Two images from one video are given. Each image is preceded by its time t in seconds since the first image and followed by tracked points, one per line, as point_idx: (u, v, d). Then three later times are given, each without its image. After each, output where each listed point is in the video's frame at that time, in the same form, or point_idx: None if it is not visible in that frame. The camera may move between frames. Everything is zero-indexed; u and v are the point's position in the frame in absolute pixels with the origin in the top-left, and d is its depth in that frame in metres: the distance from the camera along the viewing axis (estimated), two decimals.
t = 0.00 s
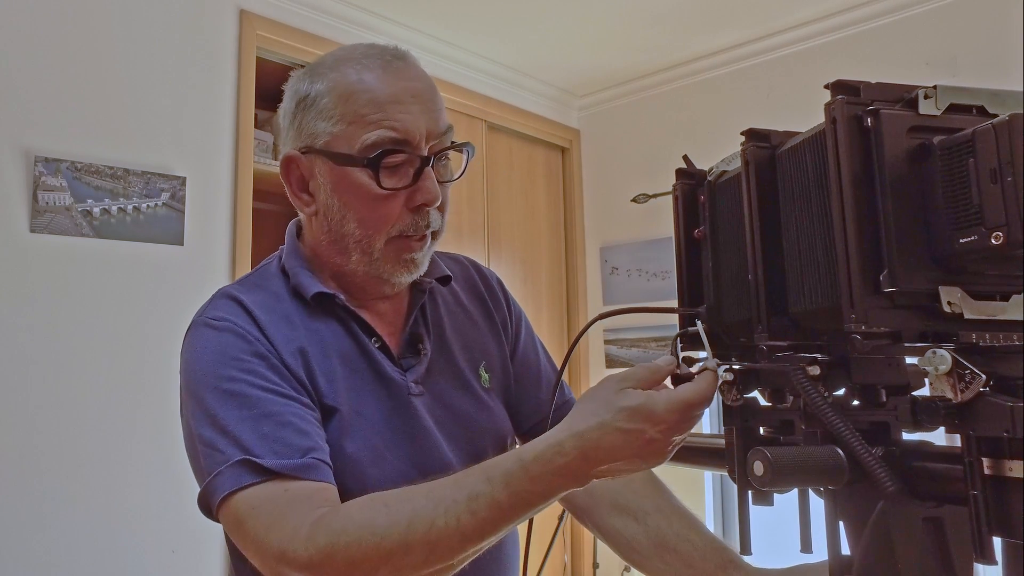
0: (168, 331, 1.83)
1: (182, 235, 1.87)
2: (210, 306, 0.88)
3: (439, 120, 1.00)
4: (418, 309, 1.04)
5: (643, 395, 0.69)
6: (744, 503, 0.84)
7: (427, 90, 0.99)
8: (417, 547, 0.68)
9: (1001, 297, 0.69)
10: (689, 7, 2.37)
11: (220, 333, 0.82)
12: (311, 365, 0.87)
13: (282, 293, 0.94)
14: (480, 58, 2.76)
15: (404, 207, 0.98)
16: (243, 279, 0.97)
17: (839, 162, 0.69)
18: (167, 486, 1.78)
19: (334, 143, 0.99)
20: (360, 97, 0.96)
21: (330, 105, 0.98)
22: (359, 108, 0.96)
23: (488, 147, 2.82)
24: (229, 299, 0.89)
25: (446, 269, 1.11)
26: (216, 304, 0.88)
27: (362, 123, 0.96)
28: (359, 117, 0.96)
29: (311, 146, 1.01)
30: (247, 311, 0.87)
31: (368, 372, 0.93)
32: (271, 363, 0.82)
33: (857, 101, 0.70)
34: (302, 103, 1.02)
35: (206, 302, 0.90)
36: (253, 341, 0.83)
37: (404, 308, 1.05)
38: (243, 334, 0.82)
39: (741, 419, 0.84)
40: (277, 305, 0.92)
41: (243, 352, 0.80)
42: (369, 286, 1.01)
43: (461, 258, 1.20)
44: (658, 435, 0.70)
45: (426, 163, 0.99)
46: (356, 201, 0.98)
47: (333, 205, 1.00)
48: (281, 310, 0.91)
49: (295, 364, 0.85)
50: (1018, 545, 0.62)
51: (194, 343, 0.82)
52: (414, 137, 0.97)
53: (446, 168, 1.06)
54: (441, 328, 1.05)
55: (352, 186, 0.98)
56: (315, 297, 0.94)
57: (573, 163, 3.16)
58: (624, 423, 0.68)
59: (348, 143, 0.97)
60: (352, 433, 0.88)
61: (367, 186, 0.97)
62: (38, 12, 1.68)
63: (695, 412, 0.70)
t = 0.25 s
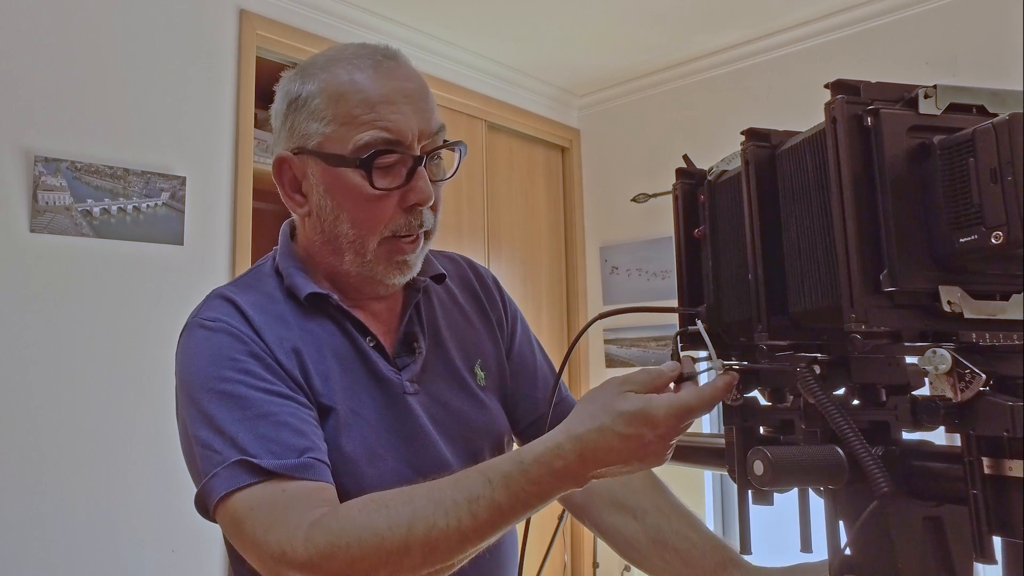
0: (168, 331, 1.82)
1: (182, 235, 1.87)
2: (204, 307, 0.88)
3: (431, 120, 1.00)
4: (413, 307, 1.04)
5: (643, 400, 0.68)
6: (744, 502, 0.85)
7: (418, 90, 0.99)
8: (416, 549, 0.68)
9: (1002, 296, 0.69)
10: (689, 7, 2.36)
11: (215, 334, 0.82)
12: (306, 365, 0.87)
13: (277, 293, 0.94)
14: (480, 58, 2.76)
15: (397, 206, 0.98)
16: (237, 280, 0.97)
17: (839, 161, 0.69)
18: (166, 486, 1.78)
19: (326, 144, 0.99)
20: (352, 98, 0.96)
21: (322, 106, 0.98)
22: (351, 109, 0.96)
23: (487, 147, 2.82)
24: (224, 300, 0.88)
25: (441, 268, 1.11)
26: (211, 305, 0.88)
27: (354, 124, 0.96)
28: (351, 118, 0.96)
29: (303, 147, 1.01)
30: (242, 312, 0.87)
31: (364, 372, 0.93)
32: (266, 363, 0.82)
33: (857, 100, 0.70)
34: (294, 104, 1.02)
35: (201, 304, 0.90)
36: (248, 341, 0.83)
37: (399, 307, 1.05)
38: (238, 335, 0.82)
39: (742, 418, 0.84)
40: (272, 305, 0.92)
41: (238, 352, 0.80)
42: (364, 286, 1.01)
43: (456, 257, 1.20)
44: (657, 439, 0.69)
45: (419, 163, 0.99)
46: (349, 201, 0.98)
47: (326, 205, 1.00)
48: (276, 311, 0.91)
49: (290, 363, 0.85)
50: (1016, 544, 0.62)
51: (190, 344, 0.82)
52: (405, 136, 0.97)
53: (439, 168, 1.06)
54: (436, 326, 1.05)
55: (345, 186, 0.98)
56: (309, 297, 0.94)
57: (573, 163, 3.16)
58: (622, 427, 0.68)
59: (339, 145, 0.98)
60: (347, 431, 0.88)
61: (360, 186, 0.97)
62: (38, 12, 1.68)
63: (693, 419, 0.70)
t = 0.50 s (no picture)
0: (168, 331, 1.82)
1: (182, 235, 1.87)
2: (200, 311, 0.87)
3: (426, 120, 1.00)
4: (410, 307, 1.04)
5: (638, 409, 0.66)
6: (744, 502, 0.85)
7: (413, 91, 0.99)
8: (416, 554, 0.69)
9: (1001, 296, 0.69)
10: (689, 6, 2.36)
11: (212, 339, 0.82)
12: (303, 367, 0.87)
13: (273, 296, 0.94)
14: (480, 57, 2.76)
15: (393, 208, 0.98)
16: (233, 283, 0.96)
17: (839, 161, 0.69)
18: (166, 485, 1.78)
19: (320, 146, 0.98)
20: (347, 99, 0.96)
21: (316, 107, 0.97)
22: (345, 110, 0.96)
23: (487, 146, 2.82)
24: (220, 304, 0.88)
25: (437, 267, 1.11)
26: (206, 309, 0.87)
27: (348, 126, 0.96)
28: (346, 120, 0.96)
29: (297, 149, 1.00)
30: (238, 316, 0.87)
31: (362, 374, 0.93)
32: (263, 366, 0.82)
33: (857, 100, 0.70)
34: (288, 104, 1.02)
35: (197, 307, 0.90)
36: (245, 345, 0.82)
37: (395, 307, 1.05)
38: (235, 339, 0.82)
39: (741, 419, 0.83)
40: (268, 309, 0.92)
41: (234, 356, 0.80)
42: (361, 287, 1.01)
43: (453, 255, 1.20)
44: (652, 448, 0.67)
45: (414, 164, 0.98)
46: (345, 203, 0.98)
47: (321, 207, 1.00)
48: (273, 314, 0.91)
49: (287, 366, 0.85)
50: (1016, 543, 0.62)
51: (187, 349, 0.82)
52: (400, 138, 0.96)
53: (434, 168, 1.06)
54: (434, 326, 1.05)
55: (341, 189, 0.98)
56: (305, 300, 0.94)
57: (573, 162, 3.16)
58: (615, 435, 0.66)
59: (333, 147, 0.97)
60: (345, 431, 0.88)
61: (355, 189, 0.97)
62: (38, 11, 1.68)
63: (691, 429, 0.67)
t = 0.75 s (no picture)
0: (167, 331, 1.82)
1: (182, 234, 1.87)
2: (196, 310, 0.87)
3: (422, 119, 1.00)
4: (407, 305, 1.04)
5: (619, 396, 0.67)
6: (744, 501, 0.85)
7: (409, 88, 0.99)
8: (415, 548, 0.69)
9: (1001, 295, 0.69)
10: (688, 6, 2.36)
11: (209, 338, 0.81)
12: (300, 364, 0.87)
13: (270, 295, 0.94)
14: (479, 57, 2.76)
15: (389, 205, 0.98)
16: (230, 281, 0.97)
17: (838, 160, 0.69)
18: (165, 486, 1.78)
19: (316, 144, 0.98)
20: (342, 97, 0.96)
21: (312, 105, 0.97)
22: (341, 108, 0.96)
23: (487, 146, 2.82)
24: (216, 303, 0.88)
25: (434, 265, 1.11)
26: (202, 308, 0.87)
27: (344, 124, 0.96)
28: (341, 118, 0.96)
29: (294, 147, 1.00)
30: (234, 314, 0.87)
31: (359, 371, 0.93)
32: (260, 364, 0.82)
33: (857, 100, 0.70)
34: (284, 103, 1.02)
35: (193, 307, 0.89)
36: (242, 344, 0.82)
37: (393, 305, 1.05)
38: (232, 338, 0.82)
39: (743, 418, 0.84)
40: (264, 307, 0.92)
41: (231, 355, 0.80)
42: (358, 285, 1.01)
43: (451, 253, 1.20)
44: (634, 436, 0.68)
45: (411, 161, 0.98)
46: (342, 201, 0.97)
47: (318, 205, 1.00)
48: (268, 313, 0.91)
49: (284, 363, 0.85)
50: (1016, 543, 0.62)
51: (183, 348, 0.82)
52: (396, 135, 0.96)
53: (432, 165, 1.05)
54: (431, 324, 1.05)
55: (337, 187, 0.98)
56: (301, 299, 0.94)
57: (572, 162, 3.16)
58: (598, 423, 0.67)
59: (330, 144, 0.97)
60: (343, 428, 0.88)
61: (352, 187, 0.97)
62: (37, 11, 1.68)
63: (671, 417, 0.69)
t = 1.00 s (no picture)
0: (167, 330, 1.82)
1: (182, 234, 1.87)
2: (194, 307, 0.87)
3: (415, 114, 1.00)
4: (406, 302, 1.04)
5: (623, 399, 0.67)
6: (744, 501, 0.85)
7: (401, 83, 0.99)
8: (415, 547, 0.69)
9: (1001, 295, 0.69)
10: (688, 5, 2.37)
11: (207, 334, 0.81)
12: (299, 362, 0.87)
13: (268, 292, 0.94)
14: (480, 57, 2.76)
15: (383, 200, 0.98)
16: (229, 279, 0.96)
17: (838, 160, 0.69)
18: (165, 485, 1.78)
19: (311, 141, 0.98)
20: (334, 93, 0.96)
21: (305, 102, 0.98)
22: (333, 103, 0.96)
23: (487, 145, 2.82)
24: (215, 300, 0.88)
25: (432, 263, 1.11)
26: (201, 305, 0.87)
27: (335, 119, 0.96)
28: (334, 113, 0.96)
29: (289, 144, 1.01)
30: (233, 311, 0.87)
31: (358, 369, 0.93)
32: (258, 361, 0.82)
33: (857, 99, 0.70)
34: (279, 101, 1.02)
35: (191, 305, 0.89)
36: (240, 340, 0.82)
37: (391, 302, 1.05)
38: (230, 334, 0.82)
39: (743, 417, 0.84)
40: (262, 305, 0.92)
41: (228, 351, 0.80)
42: (356, 282, 1.01)
43: (449, 252, 1.20)
44: (637, 440, 0.68)
45: (404, 156, 0.98)
46: (337, 197, 0.98)
47: (314, 202, 1.00)
48: (267, 310, 0.91)
49: (282, 360, 0.85)
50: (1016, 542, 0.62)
51: (182, 345, 0.82)
52: (388, 130, 0.96)
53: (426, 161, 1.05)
54: (429, 321, 1.04)
55: (331, 182, 0.98)
56: (299, 296, 0.93)
57: (572, 161, 3.15)
58: (599, 427, 0.67)
59: (322, 139, 0.97)
60: (341, 426, 0.88)
61: (346, 182, 0.97)
62: (37, 11, 1.68)
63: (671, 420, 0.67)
